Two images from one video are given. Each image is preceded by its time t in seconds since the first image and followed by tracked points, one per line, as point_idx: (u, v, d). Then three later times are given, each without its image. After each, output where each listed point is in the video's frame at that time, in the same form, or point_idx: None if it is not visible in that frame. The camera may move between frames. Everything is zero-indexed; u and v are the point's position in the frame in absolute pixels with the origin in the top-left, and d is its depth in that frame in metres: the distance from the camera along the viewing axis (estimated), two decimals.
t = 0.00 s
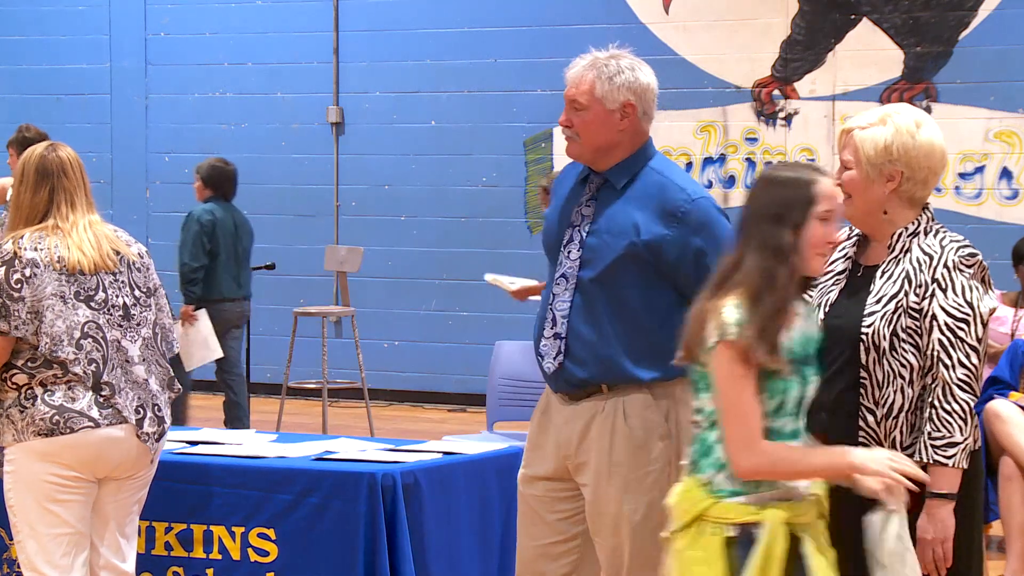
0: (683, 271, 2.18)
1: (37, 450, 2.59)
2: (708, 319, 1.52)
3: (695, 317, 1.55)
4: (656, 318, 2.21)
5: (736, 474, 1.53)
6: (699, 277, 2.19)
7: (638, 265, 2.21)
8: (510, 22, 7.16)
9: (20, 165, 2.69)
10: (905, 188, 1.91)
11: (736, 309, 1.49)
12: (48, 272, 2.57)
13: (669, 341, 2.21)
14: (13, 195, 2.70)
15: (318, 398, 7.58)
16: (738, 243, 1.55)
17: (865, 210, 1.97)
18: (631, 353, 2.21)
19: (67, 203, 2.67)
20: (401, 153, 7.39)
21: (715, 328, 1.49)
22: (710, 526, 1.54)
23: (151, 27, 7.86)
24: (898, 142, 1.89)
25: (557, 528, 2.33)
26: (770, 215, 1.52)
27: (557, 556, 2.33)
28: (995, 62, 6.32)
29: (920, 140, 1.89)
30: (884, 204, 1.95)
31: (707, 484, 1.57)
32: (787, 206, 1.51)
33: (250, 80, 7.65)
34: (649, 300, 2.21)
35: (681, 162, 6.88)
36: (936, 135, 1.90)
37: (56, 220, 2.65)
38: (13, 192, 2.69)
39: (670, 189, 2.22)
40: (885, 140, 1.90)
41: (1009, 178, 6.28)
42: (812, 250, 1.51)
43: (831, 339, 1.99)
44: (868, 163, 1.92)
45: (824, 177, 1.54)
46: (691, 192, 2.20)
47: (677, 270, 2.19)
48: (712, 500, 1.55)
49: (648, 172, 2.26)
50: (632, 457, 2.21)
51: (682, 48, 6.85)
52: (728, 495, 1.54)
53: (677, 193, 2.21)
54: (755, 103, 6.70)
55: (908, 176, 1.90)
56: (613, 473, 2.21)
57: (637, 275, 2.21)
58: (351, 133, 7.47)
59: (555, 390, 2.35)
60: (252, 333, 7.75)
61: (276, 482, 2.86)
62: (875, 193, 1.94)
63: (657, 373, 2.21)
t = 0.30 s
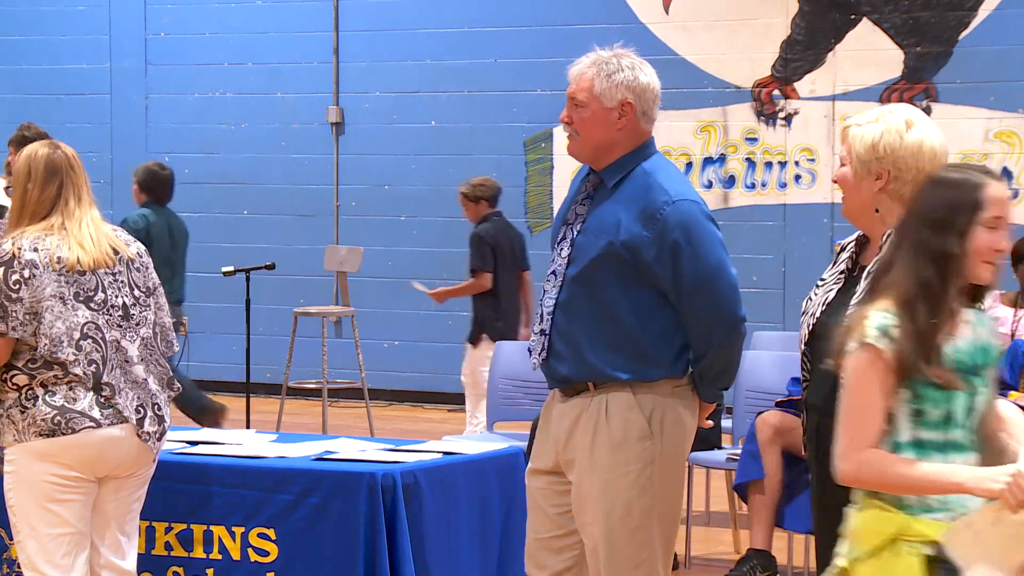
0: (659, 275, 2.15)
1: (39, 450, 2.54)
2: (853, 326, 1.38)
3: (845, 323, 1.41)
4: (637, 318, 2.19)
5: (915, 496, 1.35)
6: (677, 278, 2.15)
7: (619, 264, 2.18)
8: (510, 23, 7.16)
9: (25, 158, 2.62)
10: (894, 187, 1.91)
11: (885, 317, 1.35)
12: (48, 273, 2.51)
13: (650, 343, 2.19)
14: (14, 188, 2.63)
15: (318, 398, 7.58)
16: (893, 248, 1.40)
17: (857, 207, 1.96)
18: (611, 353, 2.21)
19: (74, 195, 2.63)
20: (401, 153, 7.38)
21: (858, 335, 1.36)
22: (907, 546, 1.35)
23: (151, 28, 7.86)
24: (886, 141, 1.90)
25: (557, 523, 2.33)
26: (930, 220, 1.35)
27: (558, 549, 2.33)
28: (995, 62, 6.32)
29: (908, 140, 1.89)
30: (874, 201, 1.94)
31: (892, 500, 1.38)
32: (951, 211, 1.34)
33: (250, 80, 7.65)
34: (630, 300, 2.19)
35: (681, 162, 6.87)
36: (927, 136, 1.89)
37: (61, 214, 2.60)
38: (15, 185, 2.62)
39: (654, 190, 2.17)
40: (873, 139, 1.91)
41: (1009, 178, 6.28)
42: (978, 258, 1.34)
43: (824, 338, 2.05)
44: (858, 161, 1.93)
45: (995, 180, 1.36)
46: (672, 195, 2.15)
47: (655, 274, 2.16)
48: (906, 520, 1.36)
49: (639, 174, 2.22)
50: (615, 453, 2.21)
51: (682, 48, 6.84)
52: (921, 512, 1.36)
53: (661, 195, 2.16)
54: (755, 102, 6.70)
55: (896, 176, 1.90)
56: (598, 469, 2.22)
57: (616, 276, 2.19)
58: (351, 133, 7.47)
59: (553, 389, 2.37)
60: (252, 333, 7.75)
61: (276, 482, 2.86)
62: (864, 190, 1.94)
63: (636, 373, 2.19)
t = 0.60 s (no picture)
0: (660, 275, 2.15)
1: (45, 450, 2.50)
2: None
3: None
4: (640, 319, 2.18)
5: None
6: (678, 277, 2.15)
7: (620, 265, 2.17)
8: (511, 23, 7.16)
9: (41, 158, 2.55)
10: (897, 186, 1.87)
11: None
12: (71, 274, 2.48)
13: (653, 343, 2.19)
14: (28, 187, 2.56)
15: (318, 398, 7.58)
16: None
17: (860, 206, 1.93)
18: (615, 354, 2.20)
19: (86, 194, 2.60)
20: (401, 153, 7.38)
21: None
22: None
23: (151, 28, 7.86)
24: (889, 140, 1.84)
25: (561, 520, 2.33)
26: None
27: (563, 547, 2.34)
28: (995, 62, 6.32)
29: (912, 139, 1.83)
30: (876, 199, 1.90)
31: None
32: None
33: (250, 80, 7.66)
34: (632, 301, 2.18)
35: (681, 162, 6.87)
36: (931, 135, 1.83)
37: (78, 214, 2.57)
38: (29, 184, 2.55)
39: (653, 190, 2.17)
40: (877, 137, 1.86)
41: (1009, 178, 6.29)
42: None
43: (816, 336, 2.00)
44: (861, 160, 1.88)
45: None
46: (673, 195, 2.14)
47: (656, 274, 2.15)
48: None
49: (639, 174, 2.21)
50: (622, 453, 2.21)
51: (682, 48, 6.85)
52: None
53: (661, 196, 2.15)
54: (755, 103, 6.70)
55: (899, 175, 1.85)
56: (605, 469, 2.23)
57: (618, 277, 2.18)
58: (351, 133, 7.47)
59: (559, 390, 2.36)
60: (252, 333, 7.75)
61: (276, 482, 2.86)
62: (868, 189, 1.89)
63: (640, 373, 2.19)
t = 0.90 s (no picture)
0: (660, 268, 2.15)
1: (56, 449, 2.47)
2: None
3: None
4: (636, 312, 2.19)
5: None
6: (676, 272, 2.15)
7: (619, 258, 2.17)
8: (511, 23, 7.16)
9: (43, 162, 2.52)
10: (904, 186, 1.86)
11: None
12: (87, 270, 2.47)
13: (649, 337, 2.19)
14: (30, 191, 2.53)
15: (319, 398, 7.59)
16: None
17: (867, 206, 1.92)
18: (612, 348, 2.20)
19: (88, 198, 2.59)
20: (401, 153, 7.38)
21: None
22: None
23: (151, 28, 7.86)
24: (894, 140, 1.84)
25: (565, 525, 2.34)
26: None
27: (575, 556, 2.33)
28: (995, 62, 6.31)
29: (917, 139, 1.83)
30: (883, 199, 1.89)
31: None
32: None
33: (250, 80, 7.65)
34: (628, 295, 2.18)
35: (681, 162, 6.87)
36: (936, 134, 1.82)
37: (82, 216, 2.55)
38: (31, 188, 2.52)
39: (653, 184, 2.17)
40: (882, 137, 1.86)
41: (1009, 178, 6.28)
42: None
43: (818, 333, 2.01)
44: (867, 160, 1.88)
45: None
46: (673, 189, 2.14)
47: (655, 266, 2.15)
48: None
49: (638, 169, 2.21)
50: (617, 449, 2.21)
51: (682, 48, 6.85)
52: None
53: (662, 190, 2.15)
54: (755, 103, 6.70)
55: (906, 175, 1.85)
56: (600, 466, 2.22)
57: (617, 270, 2.18)
58: (351, 133, 7.47)
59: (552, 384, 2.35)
60: (252, 333, 7.75)
61: (277, 482, 2.86)
62: (874, 190, 1.89)
63: (636, 367, 2.19)
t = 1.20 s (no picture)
0: (646, 263, 2.16)
1: (61, 446, 2.47)
2: None
3: None
4: (624, 308, 2.19)
5: None
6: (662, 267, 2.16)
7: (606, 254, 2.18)
8: (510, 23, 7.16)
9: (47, 161, 2.52)
10: (904, 187, 1.86)
11: None
12: (98, 271, 2.48)
13: (637, 332, 2.20)
14: (34, 190, 2.52)
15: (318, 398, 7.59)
16: None
17: (869, 207, 1.92)
18: (601, 344, 2.20)
19: (93, 198, 2.58)
20: (401, 153, 7.39)
21: None
22: None
23: (151, 28, 7.86)
24: (894, 141, 1.84)
25: (557, 523, 2.34)
26: None
27: (568, 551, 2.33)
28: (996, 62, 6.31)
29: (918, 140, 1.83)
30: (885, 200, 1.89)
31: None
32: None
33: (250, 80, 7.66)
34: (615, 290, 2.19)
35: (681, 162, 6.88)
36: (936, 134, 1.82)
37: (88, 217, 2.54)
38: (35, 187, 2.52)
39: (638, 180, 2.17)
40: (883, 138, 1.85)
41: (1009, 178, 6.28)
42: None
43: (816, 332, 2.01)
44: (868, 161, 1.88)
45: None
46: (658, 184, 2.15)
47: (642, 262, 2.16)
48: None
49: (623, 166, 2.22)
50: (609, 446, 2.21)
51: (682, 48, 6.85)
52: None
53: (646, 186, 2.16)
54: (755, 103, 6.70)
55: (907, 176, 1.85)
56: (591, 461, 2.22)
57: (604, 267, 2.19)
58: (351, 133, 7.47)
59: (541, 382, 2.35)
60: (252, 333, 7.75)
61: (277, 482, 2.86)
62: (875, 190, 1.89)
63: (625, 362, 2.19)
